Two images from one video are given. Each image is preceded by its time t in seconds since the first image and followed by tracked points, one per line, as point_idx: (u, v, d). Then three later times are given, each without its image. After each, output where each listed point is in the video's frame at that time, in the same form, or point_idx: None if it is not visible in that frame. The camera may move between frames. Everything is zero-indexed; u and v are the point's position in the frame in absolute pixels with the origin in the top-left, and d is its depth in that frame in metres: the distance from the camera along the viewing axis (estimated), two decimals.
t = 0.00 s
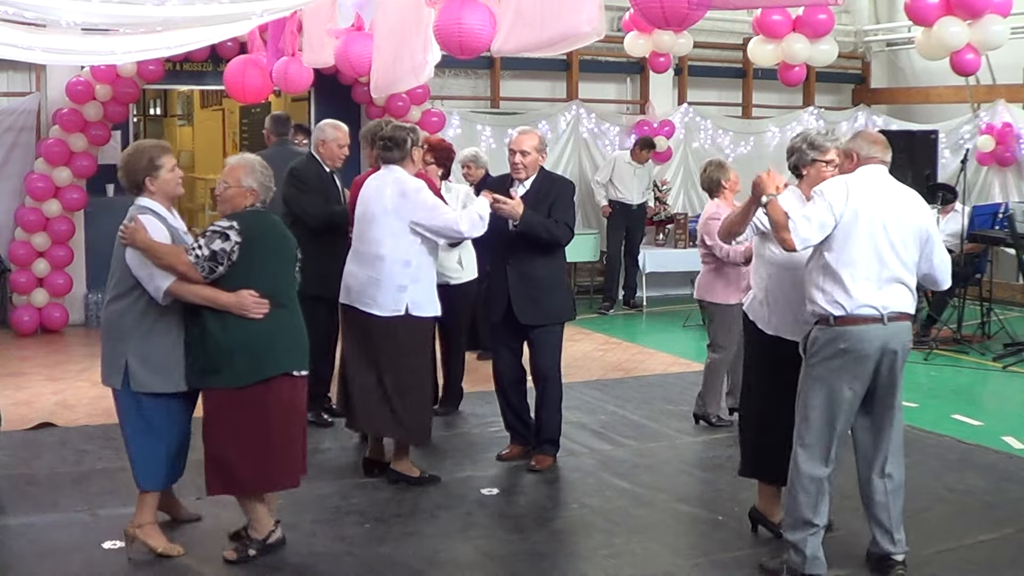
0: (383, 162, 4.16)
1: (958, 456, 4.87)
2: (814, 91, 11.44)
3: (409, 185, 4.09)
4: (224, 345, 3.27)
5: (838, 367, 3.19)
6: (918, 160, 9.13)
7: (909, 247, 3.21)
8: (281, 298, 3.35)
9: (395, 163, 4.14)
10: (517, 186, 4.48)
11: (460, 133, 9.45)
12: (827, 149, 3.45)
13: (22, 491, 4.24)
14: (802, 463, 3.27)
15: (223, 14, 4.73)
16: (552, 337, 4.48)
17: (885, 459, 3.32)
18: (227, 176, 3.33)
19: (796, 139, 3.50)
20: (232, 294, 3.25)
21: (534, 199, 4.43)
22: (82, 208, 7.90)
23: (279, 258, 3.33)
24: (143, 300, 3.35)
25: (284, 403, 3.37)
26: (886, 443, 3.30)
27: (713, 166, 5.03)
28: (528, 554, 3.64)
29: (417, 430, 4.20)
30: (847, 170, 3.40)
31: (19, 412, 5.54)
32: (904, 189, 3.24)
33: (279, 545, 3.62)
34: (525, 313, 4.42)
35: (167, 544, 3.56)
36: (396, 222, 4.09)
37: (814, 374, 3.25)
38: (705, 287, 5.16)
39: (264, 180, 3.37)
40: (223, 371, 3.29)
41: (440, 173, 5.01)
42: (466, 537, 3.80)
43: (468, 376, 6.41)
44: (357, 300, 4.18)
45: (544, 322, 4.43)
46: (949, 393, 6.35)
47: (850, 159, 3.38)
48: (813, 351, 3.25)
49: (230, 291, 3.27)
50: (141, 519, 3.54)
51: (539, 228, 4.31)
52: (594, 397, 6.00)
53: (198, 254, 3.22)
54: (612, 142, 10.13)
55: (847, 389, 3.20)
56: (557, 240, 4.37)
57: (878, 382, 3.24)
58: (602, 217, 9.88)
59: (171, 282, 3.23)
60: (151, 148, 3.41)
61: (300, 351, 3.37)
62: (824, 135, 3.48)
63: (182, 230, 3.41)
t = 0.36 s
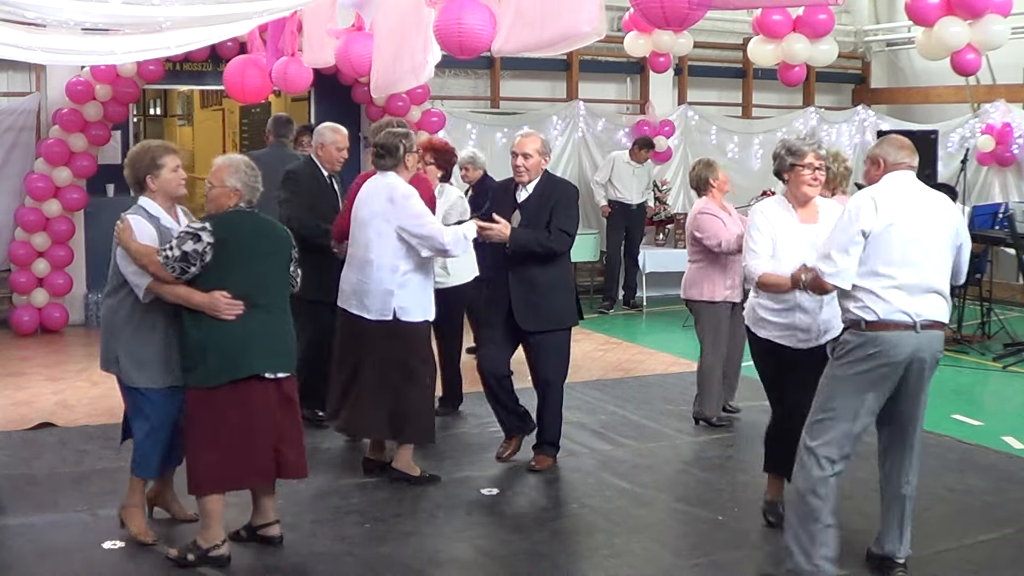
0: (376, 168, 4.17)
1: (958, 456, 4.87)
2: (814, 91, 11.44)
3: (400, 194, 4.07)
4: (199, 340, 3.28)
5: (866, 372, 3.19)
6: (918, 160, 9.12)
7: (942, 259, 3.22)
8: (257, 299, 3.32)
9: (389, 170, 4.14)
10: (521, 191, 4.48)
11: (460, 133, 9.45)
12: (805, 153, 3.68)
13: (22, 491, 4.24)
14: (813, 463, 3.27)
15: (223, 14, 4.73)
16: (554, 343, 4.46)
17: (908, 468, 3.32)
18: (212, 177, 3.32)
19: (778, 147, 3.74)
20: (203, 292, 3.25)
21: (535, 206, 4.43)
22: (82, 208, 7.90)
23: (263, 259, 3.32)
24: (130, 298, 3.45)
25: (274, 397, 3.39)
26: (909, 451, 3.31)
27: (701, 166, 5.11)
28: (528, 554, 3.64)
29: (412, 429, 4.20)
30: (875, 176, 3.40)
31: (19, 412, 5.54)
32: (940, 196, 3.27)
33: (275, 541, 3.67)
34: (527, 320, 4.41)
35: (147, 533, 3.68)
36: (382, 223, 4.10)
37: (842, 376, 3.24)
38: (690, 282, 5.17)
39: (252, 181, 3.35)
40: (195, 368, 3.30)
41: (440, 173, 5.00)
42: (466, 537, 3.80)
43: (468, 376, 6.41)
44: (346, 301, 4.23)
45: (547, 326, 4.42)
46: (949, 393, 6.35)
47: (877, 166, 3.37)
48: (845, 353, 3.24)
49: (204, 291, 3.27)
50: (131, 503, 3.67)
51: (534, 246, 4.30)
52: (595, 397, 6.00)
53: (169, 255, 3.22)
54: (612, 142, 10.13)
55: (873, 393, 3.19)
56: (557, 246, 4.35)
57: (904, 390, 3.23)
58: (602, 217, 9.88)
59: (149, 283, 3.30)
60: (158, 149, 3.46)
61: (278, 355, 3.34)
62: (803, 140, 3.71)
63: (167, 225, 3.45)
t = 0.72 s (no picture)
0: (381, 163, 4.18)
1: (958, 456, 4.87)
2: (814, 91, 11.44)
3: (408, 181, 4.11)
4: (158, 349, 3.28)
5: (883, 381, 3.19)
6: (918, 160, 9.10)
7: (946, 254, 3.22)
8: (219, 304, 3.27)
9: (396, 163, 4.16)
10: (513, 185, 4.41)
11: (460, 134, 9.45)
12: (790, 148, 3.74)
13: (22, 491, 4.24)
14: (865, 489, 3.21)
15: (223, 14, 4.72)
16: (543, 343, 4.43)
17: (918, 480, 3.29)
18: (175, 179, 3.32)
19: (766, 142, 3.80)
20: (160, 298, 3.22)
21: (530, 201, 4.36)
22: (82, 207, 7.89)
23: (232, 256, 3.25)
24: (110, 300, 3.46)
25: (252, 400, 3.36)
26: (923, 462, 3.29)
27: (696, 165, 5.04)
28: (527, 554, 3.64)
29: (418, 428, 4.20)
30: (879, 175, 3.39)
31: (19, 412, 5.54)
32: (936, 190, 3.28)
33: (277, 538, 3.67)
34: (513, 318, 4.35)
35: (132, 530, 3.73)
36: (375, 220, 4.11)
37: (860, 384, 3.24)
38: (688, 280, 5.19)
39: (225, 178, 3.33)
40: (162, 373, 3.30)
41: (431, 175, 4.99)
42: (466, 537, 3.80)
43: (469, 376, 6.42)
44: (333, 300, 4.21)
45: (535, 326, 4.37)
46: (949, 393, 6.34)
47: (883, 164, 3.36)
48: (861, 362, 3.24)
49: (164, 298, 3.23)
50: (110, 503, 3.70)
51: (536, 230, 4.23)
52: (594, 397, 6.00)
53: (129, 263, 3.18)
54: (613, 142, 10.13)
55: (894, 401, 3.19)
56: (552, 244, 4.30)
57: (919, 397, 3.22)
58: (602, 217, 9.87)
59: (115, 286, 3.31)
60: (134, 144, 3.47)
61: (234, 361, 3.28)
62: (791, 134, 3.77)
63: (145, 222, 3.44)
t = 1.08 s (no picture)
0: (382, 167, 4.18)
1: (958, 456, 4.87)
2: (814, 91, 11.43)
3: (414, 190, 4.12)
4: (138, 352, 3.28)
5: (878, 377, 3.19)
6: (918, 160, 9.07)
7: (939, 257, 3.21)
8: (192, 306, 3.25)
9: (400, 169, 4.16)
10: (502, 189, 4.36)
11: (460, 134, 9.45)
12: (811, 148, 3.70)
13: (22, 491, 4.24)
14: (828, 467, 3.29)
15: (224, 14, 4.72)
16: (536, 346, 4.37)
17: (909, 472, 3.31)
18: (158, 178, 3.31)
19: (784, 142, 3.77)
20: (137, 299, 3.23)
21: (523, 203, 4.33)
22: (82, 208, 7.89)
23: (201, 254, 3.23)
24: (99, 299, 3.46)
25: (230, 401, 3.32)
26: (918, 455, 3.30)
27: (693, 164, 5.16)
28: (527, 554, 3.64)
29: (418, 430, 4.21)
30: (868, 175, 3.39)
31: (19, 412, 5.54)
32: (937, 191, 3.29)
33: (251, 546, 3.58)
34: (506, 322, 4.33)
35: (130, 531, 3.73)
36: (370, 222, 4.12)
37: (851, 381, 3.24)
38: (684, 280, 5.28)
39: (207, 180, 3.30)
40: (142, 377, 3.29)
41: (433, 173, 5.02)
42: (466, 537, 3.80)
43: (469, 376, 6.42)
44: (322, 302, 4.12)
45: (526, 330, 4.33)
46: (949, 393, 6.34)
47: (871, 165, 3.36)
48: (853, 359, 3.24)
49: (140, 298, 3.24)
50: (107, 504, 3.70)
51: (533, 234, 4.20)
52: (594, 397, 6.00)
53: (105, 262, 3.18)
54: (612, 142, 10.13)
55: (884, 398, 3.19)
56: (548, 249, 4.27)
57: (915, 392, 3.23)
58: (602, 217, 9.87)
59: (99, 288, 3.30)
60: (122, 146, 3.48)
61: (207, 362, 3.25)
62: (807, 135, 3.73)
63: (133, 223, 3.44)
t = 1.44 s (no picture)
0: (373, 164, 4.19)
1: (958, 456, 4.87)
2: (814, 92, 11.43)
3: (392, 183, 4.10)
4: (135, 348, 3.32)
5: (858, 369, 3.20)
6: (918, 160, 9.06)
7: (912, 250, 3.20)
8: (188, 306, 3.25)
9: (383, 166, 4.16)
10: (507, 186, 4.34)
11: (459, 134, 9.45)
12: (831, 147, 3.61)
13: (22, 492, 4.24)
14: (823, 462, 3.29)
15: (224, 14, 4.72)
16: (541, 348, 4.30)
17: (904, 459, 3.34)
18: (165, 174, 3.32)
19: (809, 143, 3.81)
20: (136, 297, 3.26)
21: (523, 201, 4.28)
22: (82, 208, 7.90)
23: (201, 250, 3.24)
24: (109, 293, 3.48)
25: (224, 406, 3.31)
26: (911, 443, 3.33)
27: (702, 166, 5.18)
28: (527, 554, 3.64)
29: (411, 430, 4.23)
30: (841, 173, 3.41)
31: (19, 412, 5.54)
32: (912, 178, 3.28)
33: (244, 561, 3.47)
34: (505, 322, 4.28)
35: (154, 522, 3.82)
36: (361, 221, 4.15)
37: (832, 376, 3.26)
38: (692, 283, 5.26)
39: (209, 182, 3.27)
40: (138, 372, 3.32)
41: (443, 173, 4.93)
42: (466, 538, 3.80)
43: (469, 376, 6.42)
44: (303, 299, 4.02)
45: (529, 330, 4.26)
46: (949, 393, 6.34)
47: (841, 163, 3.39)
48: (832, 353, 3.27)
49: (140, 296, 3.27)
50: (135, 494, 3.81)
51: (522, 236, 4.14)
52: (594, 397, 6.01)
53: (110, 261, 3.23)
54: (612, 142, 10.13)
55: (864, 390, 3.21)
56: (543, 248, 4.20)
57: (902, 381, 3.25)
58: (602, 217, 9.88)
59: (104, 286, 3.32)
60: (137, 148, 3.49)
61: (201, 363, 3.24)
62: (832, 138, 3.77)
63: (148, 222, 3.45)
